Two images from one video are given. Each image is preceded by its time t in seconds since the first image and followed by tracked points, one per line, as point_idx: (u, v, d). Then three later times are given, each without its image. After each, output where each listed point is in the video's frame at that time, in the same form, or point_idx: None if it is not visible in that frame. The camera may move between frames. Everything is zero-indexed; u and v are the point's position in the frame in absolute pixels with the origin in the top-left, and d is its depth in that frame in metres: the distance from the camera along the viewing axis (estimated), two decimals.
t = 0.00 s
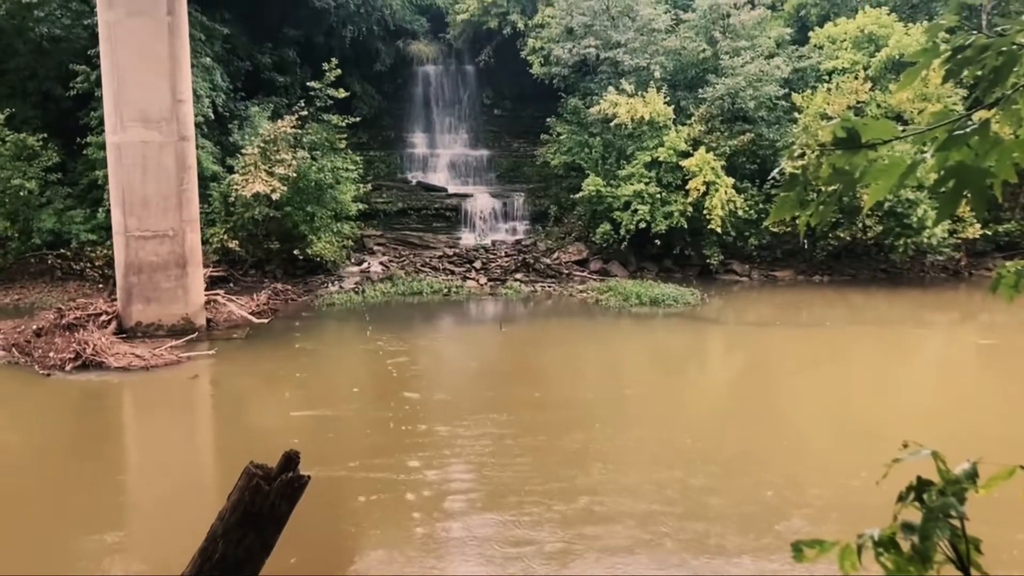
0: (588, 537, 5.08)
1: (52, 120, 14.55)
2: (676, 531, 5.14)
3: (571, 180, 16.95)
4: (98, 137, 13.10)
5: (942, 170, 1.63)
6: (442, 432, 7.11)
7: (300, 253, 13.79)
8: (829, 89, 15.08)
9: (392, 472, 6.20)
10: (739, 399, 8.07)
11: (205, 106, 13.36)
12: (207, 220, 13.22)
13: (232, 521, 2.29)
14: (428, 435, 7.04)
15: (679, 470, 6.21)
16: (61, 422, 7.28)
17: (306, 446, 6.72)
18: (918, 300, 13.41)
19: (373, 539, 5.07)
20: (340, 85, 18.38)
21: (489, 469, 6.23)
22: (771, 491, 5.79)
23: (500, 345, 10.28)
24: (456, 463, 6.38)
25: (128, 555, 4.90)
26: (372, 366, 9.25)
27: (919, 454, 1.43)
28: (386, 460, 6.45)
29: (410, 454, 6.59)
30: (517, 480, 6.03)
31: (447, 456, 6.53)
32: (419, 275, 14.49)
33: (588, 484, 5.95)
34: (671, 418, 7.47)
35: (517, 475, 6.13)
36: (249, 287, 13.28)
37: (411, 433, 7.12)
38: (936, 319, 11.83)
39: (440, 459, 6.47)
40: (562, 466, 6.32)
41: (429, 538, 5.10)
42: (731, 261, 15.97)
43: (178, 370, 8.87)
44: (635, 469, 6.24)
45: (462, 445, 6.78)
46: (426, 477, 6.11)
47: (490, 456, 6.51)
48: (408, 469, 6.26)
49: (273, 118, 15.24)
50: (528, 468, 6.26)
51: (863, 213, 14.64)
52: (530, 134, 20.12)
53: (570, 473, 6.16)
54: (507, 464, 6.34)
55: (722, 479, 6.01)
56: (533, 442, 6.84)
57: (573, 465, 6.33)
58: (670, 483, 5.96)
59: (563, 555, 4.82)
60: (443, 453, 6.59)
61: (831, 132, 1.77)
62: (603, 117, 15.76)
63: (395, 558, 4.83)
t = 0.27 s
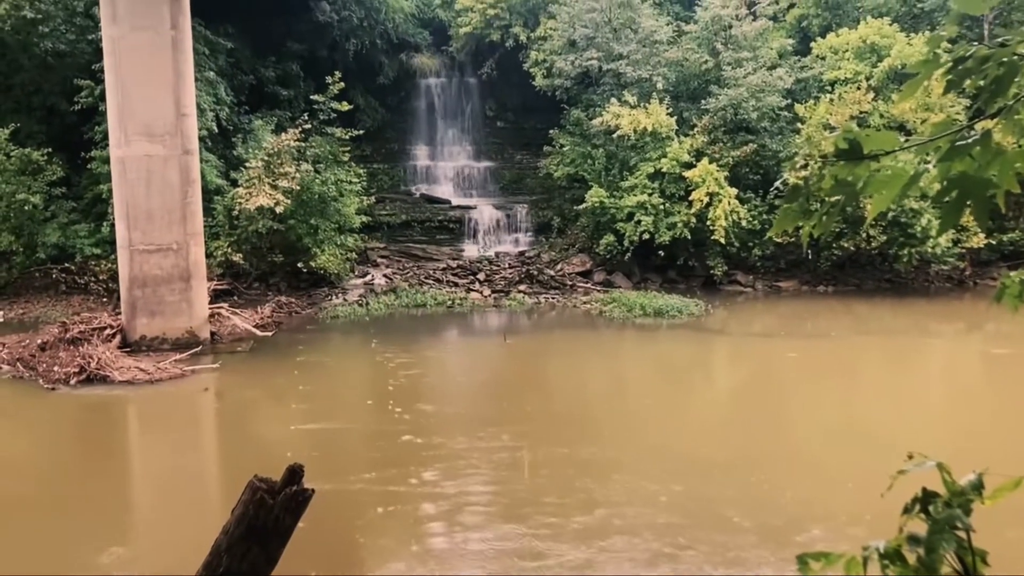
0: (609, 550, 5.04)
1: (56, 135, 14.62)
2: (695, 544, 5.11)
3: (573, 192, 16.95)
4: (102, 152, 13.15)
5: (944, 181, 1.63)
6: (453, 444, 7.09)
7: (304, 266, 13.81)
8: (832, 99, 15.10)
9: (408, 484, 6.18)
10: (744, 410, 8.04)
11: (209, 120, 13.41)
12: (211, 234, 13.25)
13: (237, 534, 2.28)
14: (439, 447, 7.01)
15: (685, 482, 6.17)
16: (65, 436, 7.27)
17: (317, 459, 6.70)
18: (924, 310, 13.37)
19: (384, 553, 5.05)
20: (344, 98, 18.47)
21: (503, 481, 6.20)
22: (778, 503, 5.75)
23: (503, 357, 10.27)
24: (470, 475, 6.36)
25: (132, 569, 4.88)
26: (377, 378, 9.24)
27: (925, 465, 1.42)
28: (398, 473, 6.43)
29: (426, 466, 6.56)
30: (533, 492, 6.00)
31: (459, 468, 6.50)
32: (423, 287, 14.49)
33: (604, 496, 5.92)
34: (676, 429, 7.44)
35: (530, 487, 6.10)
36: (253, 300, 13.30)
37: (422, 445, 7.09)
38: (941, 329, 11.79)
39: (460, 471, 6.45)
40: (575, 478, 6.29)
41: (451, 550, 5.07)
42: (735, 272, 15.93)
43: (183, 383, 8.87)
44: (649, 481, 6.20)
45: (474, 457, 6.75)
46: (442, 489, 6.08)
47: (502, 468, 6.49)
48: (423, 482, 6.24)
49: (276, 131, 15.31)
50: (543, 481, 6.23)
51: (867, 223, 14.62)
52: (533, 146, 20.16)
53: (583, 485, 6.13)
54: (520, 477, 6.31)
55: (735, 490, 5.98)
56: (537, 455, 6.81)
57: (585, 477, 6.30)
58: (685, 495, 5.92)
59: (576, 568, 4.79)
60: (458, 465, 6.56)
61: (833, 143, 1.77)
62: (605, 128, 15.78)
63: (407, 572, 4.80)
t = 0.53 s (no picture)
0: (629, 561, 5.01)
1: (61, 148, 14.67)
2: (715, 555, 5.08)
3: (577, 203, 16.97)
4: (106, 165, 13.19)
5: (949, 191, 1.61)
6: (462, 455, 7.07)
7: (307, 277, 13.82)
8: (835, 109, 15.13)
9: (424, 495, 6.17)
10: (750, 420, 8.01)
11: (213, 132, 13.45)
12: (215, 246, 13.26)
13: (242, 546, 2.27)
14: (451, 458, 7.00)
15: (691, 494, 6.13)
16: (70, 450, 7.25)
17: (329, 472, 6.68)
18: (929, 319, 13.33)
19: (390, 566, 5.02)
20: (347, 110, 18.54)
21: (511, 492, 6.19)
22: (785, 514, 5.72)
23: (508, 367, 10.26)
24: (474, 486, 6.34)
25: None
26: (382, 389, 9.23)
27: (932, 476, 1.41)
28: (411, 485, 6.41)
29: (441, 478, 6.55)
30: (546, 504, 5.98)
31: (473, 479, 6.49)
32: (427, 298, 14.49)
33: (609, 507, 5.89)
34: (681, 439, 7.42)
35: (535, 499, 6.07)
36: (257, 312, 13.31)
37: (433, 457, 7.08)
38: (946, 339, 11.75)
39: (475, 482, 6.44)
40: (588, 489, 6.27)
41: (471, 562, 5.04)
42: (739, 282, 15.92)
43: (186, 396, 8.86)
44: (662, 492, 6.18)
45: (486, 469, 6.73)
46: (453, 500, 6.07)
47: (515, 479, 6.47)
48: (433, 493, 6.23)
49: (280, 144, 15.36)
50: (553, 492, 6.21)
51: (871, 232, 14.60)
52: (537, 156, 20.18)
53: (597, 496, 6.11)
54: (534, 488, 6.29)
55: (750, 501, 5.95)
56: (543, 466, 6.78)
57: (599, 488, 6.28)
58: (695, 506, 5.90)
59: None
60: (470, 476, 6.55)
61: (837, 152, 1.75)
62: (609, 139, 15.79)
63: None
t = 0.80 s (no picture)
0: (648, 573, 4.98)
1: (65, 161, 14.72)
2: (724, 566, 5.05)
3: (580, 214, 16.97)
4: (111, 178, 13.24)
5: (953, 202, 1.60)
6: (473, 467, 7.04)
7: (311, 289, 13.83)
8: (838, 119, 15.15)
9: (433, 507, 6.14)
10: (755, 431, 7.98)
11: (217, 145, 13.49)
12: (219, 259, 13.28)
13: (246, 560, 2.26)
14: (463, 470, 6.98)
15: (697, 506, 6.09)
16: (73, 463, 7.22)
17: (338, 484, 6.66)
18: (935, 329, 13.29)
19: None
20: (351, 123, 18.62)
21: (517, 504, 6.16)
22: (791, 526, 5.69)
23: (512, 379, 10.25)
24: (479, 498, 6.31)
25: None
26: (386, 401, 9.22)
27: (940, 487, 1.40)
28: (425, 497, 6.39)
29: (454, 490, 6.52)
30: (552, 516, 5.96)
31: (487, 491, 6.46)
32: (430, 310, 14.49)
33: (615, 519, 5.87)
34: (686, 451, 7.38)
35: (541, 511, 6.04)
36: (261, 324, 13.32)
37: (441, 469, 7.06)
38: (951, 349, 11.72)
39: (486, 494, 6.41)
40: (602, 500, 6.24)
41: (488, 574, 5.01)
42: (743, 292, 15.90)
43: (190, 409, 8.85)
44: (674, 503, 6.15)
45: (499, 480, 6.71)
46: (459, 512, 6.04)
47: (529, 491, 6.45)
48: (438, 505, 6.21)
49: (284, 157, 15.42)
50: (558, 504, 6.18)
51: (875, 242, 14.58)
52: (540, 168, 20.22)
53: (607, 508, 6.08)
54: (541, 500, 6.27)
55: (765, 513, 5.92)
56: (548, 478, 6.75)
57: (605, 500, 6.25)
58: (701, 517, 5.87)
59: None
60: (475, 488, 6.53)
61: (840, 164, 1.74)
62: (612, 150, 15.83)
63: None
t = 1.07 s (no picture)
0: None
1: (69, 173, 14.77)
2: None
3: (584, 225, 16.93)
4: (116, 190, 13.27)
5: (958, 212, 1.58)
6: (485, 478, 7.02)
7: (316, 301, 13.81)
8: (841, 129, 15.18)
9: (439, 519, 6.12)
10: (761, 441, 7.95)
11: (222, 158, 13.52)
12: (223, 270, 13.29)
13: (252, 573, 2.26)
14: (477, 481, 6.96)
15: (704, 516, 6.07)
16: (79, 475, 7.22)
17: (343, 496, 6.64)
18: (941, 339, 13.24)
19: None
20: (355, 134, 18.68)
21: (524, 515, 6.14)
22: (799, 538, 5.66)
23: (517, 390, 10.23)
24: (486, 510, 6.28)
25: None
26: (392, 413, 9.21)
27: (947, 499, 1.39)
28: (434, 508, 6.36)
29: (471, 500, 6.50)
30: (559, 527, 5.93)
31: (503, 501, 6.43)
32: (435, 320, 14.48)
33: (622, 530, 5.84)
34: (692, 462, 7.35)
35: (548, 522, 6.02)
36: (266, 336, 13.31)
37: (448, 480, 7.04)
38: (957, 359, 11.68)
39: (493, 505, 6.38)
40: (611, 511, 6.21)
41: None
42: (748, 302, 15.88)
43: (194, 421, 8.84)
44: (682, 514, 6.12)
45: (507, 492, 6.68)
46: (465, 523, 6.02)
47: (538, 503, 6.42)
48: (445, 516, 6.18)
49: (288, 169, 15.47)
50: (566, 515, 6.16)
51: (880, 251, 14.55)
52: (544, 178, 20.08)
53: (614, 519, 6.05)
54: (548, 511, 6.24)
55: (772, 524, 5.89)
56: (555, 489, 6.73)
57: (613, 511, 6.22)
58: (709, 528, 5.84)
59: None
60: (482, 500, 6.50)
61: (845, 174, 1.72)
62: (615, 160, 15.87)
63: None
